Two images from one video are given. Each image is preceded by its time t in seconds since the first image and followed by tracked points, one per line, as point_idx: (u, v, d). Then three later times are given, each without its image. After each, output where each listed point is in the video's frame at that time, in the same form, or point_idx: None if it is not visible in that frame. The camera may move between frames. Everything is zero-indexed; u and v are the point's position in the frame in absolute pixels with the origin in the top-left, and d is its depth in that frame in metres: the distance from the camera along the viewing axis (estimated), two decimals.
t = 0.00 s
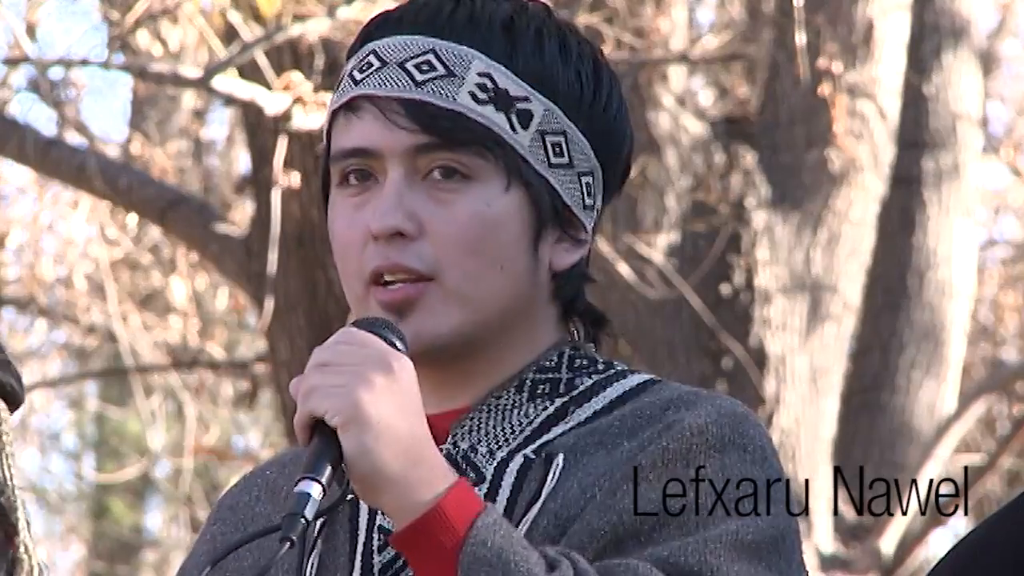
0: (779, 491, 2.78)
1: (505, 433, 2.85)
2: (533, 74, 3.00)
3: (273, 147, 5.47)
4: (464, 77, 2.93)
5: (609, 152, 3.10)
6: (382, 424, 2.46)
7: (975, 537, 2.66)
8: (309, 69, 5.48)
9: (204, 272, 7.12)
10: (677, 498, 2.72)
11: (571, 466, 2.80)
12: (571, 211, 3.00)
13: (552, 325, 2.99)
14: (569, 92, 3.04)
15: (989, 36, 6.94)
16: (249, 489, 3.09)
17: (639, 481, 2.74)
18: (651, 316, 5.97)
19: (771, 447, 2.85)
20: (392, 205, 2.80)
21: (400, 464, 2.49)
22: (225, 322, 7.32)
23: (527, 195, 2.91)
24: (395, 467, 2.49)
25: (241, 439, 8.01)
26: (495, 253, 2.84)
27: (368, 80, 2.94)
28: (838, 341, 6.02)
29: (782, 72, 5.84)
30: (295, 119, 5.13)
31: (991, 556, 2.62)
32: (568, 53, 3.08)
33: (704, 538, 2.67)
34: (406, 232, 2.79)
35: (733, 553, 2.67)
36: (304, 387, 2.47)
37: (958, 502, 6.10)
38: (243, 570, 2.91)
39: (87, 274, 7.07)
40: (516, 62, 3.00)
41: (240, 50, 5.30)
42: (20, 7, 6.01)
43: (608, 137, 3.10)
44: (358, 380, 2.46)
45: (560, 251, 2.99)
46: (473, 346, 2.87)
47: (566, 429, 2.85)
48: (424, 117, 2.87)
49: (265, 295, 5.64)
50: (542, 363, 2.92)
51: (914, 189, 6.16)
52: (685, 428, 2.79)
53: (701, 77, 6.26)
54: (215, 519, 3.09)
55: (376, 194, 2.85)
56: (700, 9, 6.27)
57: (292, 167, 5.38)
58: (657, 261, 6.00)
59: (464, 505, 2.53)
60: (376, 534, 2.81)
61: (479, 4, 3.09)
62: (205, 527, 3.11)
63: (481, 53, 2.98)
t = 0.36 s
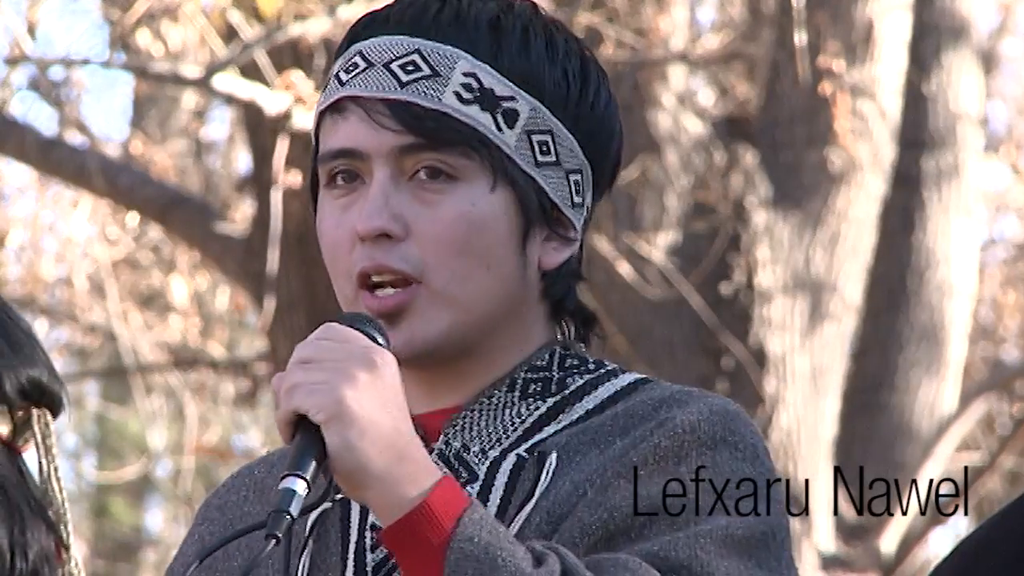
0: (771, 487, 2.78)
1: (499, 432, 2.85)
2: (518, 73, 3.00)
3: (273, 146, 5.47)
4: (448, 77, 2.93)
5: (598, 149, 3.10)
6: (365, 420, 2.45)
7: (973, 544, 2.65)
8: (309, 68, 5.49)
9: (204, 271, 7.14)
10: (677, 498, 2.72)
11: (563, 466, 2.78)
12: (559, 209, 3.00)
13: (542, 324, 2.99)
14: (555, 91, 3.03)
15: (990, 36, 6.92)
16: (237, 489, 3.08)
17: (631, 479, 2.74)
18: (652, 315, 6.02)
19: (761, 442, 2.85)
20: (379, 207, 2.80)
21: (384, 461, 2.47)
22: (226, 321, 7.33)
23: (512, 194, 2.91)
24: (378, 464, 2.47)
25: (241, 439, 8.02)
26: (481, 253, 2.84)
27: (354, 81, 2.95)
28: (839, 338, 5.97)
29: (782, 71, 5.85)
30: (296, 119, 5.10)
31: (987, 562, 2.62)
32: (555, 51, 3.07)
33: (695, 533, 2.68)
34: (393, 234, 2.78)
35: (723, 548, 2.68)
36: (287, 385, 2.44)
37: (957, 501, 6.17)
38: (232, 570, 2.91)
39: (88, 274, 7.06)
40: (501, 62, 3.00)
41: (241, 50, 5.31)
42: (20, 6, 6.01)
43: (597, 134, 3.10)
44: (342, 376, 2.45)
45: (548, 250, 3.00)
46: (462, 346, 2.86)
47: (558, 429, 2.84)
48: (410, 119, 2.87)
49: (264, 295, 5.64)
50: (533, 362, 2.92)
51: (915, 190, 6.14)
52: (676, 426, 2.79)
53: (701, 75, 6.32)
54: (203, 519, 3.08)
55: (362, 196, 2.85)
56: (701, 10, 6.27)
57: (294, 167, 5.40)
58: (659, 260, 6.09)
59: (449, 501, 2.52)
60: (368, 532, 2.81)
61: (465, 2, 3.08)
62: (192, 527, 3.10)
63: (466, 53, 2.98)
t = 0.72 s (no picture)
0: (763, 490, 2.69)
1: (490, 433, 2.76)
2: (497, 70, 2.92)
3: (273, 146, 5.48)
4: (424, 74, 2.86)
5: (589, 147, 3.00)
6: (339, 424, 2.42)
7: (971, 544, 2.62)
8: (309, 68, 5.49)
9: (204, 271, 7.15)
10: (677, 498, 2.63)
11: (553, 467, 2.70)
12: (544, 206, 2.91)
13: (534, 325, 2.90)
14: (537, 88, 2.94)
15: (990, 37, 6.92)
16: (235, 488, 3.07)
17: (618, 480, 2.65)
18: (652, 316, 6.03)
19: (754, 447, 2.76)
20: (355, 205, 2.75)
21: (360, 463, 2.44)
22: (225, 321, 7.33)
23: (490, 190, 2.84)
24: (355, 466, 2.44)
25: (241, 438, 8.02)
26: (461, 249, 2.77)
27: (333, 82, 2.89)
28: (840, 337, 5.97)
29: (782, 71, 5.86)
30: (296, 119, 5.12)
31: (985, 565, 2.59)
32: (539, 48, 2.99)
33: (679, 535, 2.58)
34: (370, 233, 2.73)
35: (708, 551, 2.58)
36: (264, 389, 2.42)
37: (957, 500, 6.15)
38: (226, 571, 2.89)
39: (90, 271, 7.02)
40: (480, 59, 2.92)
41: (241, 50, 5.31)
42: (21, 6, 6.02)
43: (589, 128, 3.00)
44: (318, 382, 2.42)
45: (534, 247, 2.91)
46: (444, 346, 2.79)
47: (549, 431, 2.75)
48: (385, 117, 2.81)
49: (264, 295, 5.64)
50: (527, 363, 2.83)
51: (914, 190, 6.13)
52: (666, 427, 2.70)
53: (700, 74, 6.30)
54: (201, 518, 3.07)
55: (342, 195, 2.79)
56: (702, 9, 6.27)
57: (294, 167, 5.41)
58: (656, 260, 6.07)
59: (427, 505, 2.47)
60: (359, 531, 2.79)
61: None
62: (190, 526, 3.09)
63: (444, 52, 2.91)
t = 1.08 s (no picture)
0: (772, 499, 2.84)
1: (503, 437, 2.90)
2: (501, 71, 3.10)
3: (272, 146, 5.48)
4: (429, 76, 3.03)
5: (596, 143, 3.18)
6: (352, 428, 2.53)
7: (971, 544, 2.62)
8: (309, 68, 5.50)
9: (204, 271, 7.15)
10: (677, 498, 2.79)
11: (565, 473, 2.84)
12: (551, 205, 3.09)
13: (542, 323, 3.07)
14: (542, 86, 3.13)
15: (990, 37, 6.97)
16: (245, 484, 3.10)
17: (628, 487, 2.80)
18: (653, 316, 6.01)
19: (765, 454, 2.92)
20: (363, 207, 2.91)
21: (371, 466, 2.55)
22: (225, 321, 7.33)
23: (497, 191, 3.00)
24: (365, 469, 2.55)
25: (241, 438, 8.02)
26: (468, 252, 2.93)
27: (341, 85, 3.07)
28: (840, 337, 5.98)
29: (781, 72, 5.86)
30: (295, 119, 5.11)
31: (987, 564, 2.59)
32: (543, 48, 3.17)
33: (690, 544, 2.74)
34: (376, 234, 2.89)
35: (716, 560, 2.73)
36: (276, 394, 2.53)
37: (957, 501, 6.15)
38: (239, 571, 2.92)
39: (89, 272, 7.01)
40: (484, 60, 3.10)
41: (241, 50, 5.32)
42: (20, 6, 6.01)
43: (595, 127, 3.18)
44: (327, 384, 2.52)
45: (542, 247, 3.08)
46: (456, 345, 2.94)
47: (562, 437, 2.90)
48: (390, 118, 2.98)
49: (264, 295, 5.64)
50: (542, 368, 2.99)
51: (913, 190, 6.14)
52: (678, 436, 2.85)
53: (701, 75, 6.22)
54: (211, 513, 3.09)
55: (348, 198, 2.95)
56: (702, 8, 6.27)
57: (294, 167, 5.41)
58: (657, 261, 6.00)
59: (436, 508, 2.59)
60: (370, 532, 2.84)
61: (454, 4, 3.18)
62: (199, 520, 3.11)
63: (449, 53, 3.09)
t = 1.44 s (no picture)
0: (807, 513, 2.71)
1: (534, 439, 2.77)
2: (571, 79, 2.94)
3: (273, 146, 5.47)
4: (501, 76, 2.87)
5: (648, 161, 3.03)
6: (411, 422, 2.38)
7: (971, 543, 2.62)
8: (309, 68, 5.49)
9: (205, 271, 7.15)
10: (678, 499, 2.68)
11: (601, 477, 2.72)
12: (603, 215, 2.93)
13: (581, 337, 2.93)
14: (609, 99, 2.97)
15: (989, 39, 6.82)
16: (262, 476, 3.03)
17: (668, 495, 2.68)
18: (652, 316, 5.96)
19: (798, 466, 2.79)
20: (425, 202, 2.76)
21: (429, 468, 2.41)
22: (226, 321, 7.33)
23: (558, 198, 2.86)
24: (424, 471, 2.41)
25: (242, 438, 8.01)
26: (524, 256, 2.78)
27: (406, 76, 2.89)
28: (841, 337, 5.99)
29: (782, 72, 5.86)
30: (296, 119, 5.11)
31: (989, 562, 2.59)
32: (612, 56, 3.00)
33: (733, 554, 2.62)
34: (436, 228, 2.74)
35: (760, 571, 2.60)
36: (334, 387, 2.39)
37: (957, 500, 6.19)
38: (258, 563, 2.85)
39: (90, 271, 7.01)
40: (555, 64, 2.93)
41: (242, 50, 5.30)
42: (21, 6, 6.01)
43: (648, 145, 3.03)
44: (390, 381, 2.38)
45: (589, 257, 2.93)
46: (500, 346, 2.80)
47: (595, 441, 2.77)
48: (461, 116, 2.82)
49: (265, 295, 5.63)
50: (571, 371, 2.86)
51: (913, 190, 6.13)
52: (716, 445, 2.73)
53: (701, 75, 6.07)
54: (225, 504, 3.02)
55: (405, 190, 2.80)
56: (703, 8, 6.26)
57: (295, 166, 5.42)
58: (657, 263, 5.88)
59: (493, 512, 2.45)
60: (399, 532, 2.74)
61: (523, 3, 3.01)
62: (211, 510, 3.04)
63: (520, 54, 2.92)
